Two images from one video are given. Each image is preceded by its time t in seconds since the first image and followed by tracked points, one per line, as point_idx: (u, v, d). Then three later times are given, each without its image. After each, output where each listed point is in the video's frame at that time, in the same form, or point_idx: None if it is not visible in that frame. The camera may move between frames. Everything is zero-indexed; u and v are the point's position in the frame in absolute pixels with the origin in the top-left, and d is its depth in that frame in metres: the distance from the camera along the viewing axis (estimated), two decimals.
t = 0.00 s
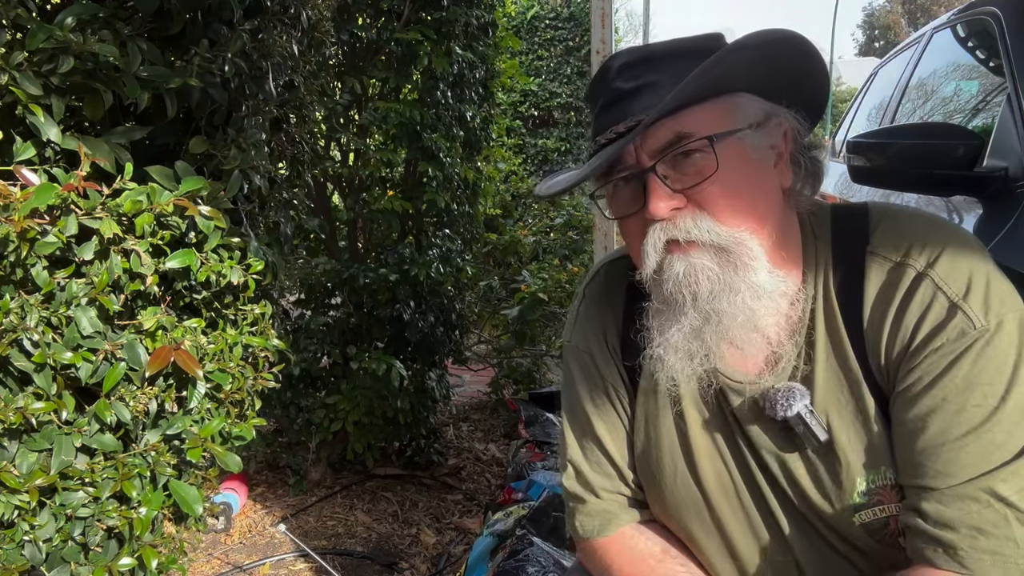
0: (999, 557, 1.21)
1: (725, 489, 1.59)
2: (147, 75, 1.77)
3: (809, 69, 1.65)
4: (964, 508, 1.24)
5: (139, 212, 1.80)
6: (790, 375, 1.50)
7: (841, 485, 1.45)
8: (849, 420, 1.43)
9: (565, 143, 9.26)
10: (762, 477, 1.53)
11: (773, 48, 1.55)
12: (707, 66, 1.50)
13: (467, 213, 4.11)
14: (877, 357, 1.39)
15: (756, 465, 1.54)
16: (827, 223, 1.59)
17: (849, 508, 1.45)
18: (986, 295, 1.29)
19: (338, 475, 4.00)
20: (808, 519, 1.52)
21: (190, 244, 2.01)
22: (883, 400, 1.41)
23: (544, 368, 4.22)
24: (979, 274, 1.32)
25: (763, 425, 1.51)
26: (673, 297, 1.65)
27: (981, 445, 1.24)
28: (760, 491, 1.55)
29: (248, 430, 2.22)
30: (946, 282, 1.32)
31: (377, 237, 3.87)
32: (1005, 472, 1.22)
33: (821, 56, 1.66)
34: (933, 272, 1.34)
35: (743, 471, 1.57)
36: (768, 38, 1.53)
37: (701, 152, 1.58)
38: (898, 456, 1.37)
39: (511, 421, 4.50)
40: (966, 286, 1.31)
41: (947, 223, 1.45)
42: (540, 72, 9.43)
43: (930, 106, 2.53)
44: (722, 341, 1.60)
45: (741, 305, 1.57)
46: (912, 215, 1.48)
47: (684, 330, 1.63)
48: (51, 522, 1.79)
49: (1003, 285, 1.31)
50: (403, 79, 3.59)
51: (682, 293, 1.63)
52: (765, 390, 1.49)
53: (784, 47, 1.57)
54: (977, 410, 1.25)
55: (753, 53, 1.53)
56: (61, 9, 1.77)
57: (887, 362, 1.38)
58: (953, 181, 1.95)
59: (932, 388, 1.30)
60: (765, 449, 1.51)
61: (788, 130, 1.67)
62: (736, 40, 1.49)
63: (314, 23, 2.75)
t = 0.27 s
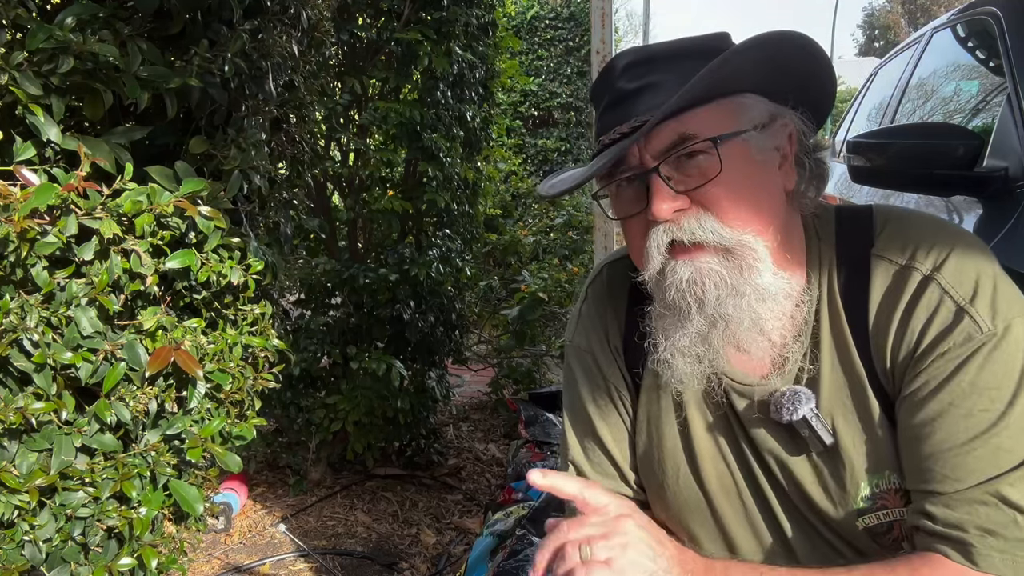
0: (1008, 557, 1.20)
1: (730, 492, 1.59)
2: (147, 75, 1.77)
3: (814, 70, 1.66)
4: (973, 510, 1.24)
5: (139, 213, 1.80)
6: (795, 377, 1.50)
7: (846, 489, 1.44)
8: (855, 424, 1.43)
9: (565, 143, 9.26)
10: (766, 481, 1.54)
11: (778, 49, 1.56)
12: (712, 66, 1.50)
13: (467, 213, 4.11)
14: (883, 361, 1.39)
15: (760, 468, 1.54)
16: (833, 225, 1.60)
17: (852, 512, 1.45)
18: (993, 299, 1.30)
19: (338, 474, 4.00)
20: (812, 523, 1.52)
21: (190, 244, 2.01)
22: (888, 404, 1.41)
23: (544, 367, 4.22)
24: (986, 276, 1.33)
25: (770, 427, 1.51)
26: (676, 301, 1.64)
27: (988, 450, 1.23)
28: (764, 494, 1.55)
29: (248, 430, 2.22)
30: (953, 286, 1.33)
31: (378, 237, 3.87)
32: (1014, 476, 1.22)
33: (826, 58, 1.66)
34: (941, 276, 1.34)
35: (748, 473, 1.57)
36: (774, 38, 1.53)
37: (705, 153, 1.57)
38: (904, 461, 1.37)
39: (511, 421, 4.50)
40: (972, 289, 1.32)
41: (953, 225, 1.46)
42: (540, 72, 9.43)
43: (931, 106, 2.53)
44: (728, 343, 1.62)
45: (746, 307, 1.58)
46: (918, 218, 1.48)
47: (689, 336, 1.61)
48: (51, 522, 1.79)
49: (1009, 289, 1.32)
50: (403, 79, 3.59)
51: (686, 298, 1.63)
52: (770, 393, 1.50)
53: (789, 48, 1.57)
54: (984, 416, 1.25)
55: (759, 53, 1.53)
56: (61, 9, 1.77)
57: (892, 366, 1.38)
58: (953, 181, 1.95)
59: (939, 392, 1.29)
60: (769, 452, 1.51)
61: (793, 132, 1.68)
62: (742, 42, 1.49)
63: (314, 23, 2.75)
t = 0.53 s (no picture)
0: (1014, 560, 1.21)
1: (732, 492, 1.59)
2: (147, 75, 1.77)
3: (816, 68, 1.65)
4: (978, 513, 1.24)
5: (139, 213, 1.80)
6: (797, 377, 1.49)
7: (850, 490, 1.44)
8: (858, 425, 1.43)
9: (565, 143, 9.26)
10: (768, 482, 1.54)
11: (780, 47, 1.55)
12: (713, 65, 1.50)
13: (467, 213, 4.11)
14: (885, 363, 1.39)
15: (763, 469, 1.54)
16: (834, 225, 1.59)
17: (856, 512, 1.44)
18: (996, 300, 1.30)
19: (338, 474, 4.00)
20: (815, 524, 1.51)
21: (190, 244, 2.01)
22: (891, 405, 1.41)
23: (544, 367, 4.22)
24: (988, 277, 1.33)
25: (774, 428, 1.51)
26: (677, 299, 1.65)
27: (993, 452, 1.24)
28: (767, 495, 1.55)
29: (248, 430, 2.22)
30: (955, 288, 1.33)
31: (378, 237, 3.87)
32: (1018, 478, 1.23)
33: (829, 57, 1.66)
34: (943, 278, 1.34)
35: (751, 474, 1.57)
36: (775, 36, 1.53)
37: (707, 150, 1.58)
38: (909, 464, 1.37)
39: (511, 421, 4.50)
40: (975, 291, 1.32)
41: (953, 225, 1.46)
42: (540, 72, 9.43)
43: (931, 107, 2.53)
44: (728, 343, 1.61)
45: (746, 306, 1.58)
46: (919, 219, 1.48)
47: (689, 333, 1.62)
48: (51, 522, 1.79)
49: (1011, 289, 1.32)
50: (403, 79, 3.58)
51: (686, 295, 1.63)
52: (773, 394, 1.50)
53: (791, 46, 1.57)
54: (989, 417, 1.26)
55: (760, 52, 1.54)
56: (61, 9, 1.77)
57: (895, 368, 1.38)
58: (953, 181, 1.95)
59: (943, 394, 1.30)
60: (772, 451, 1.51)
61: (796, 131, 1.67)
62: (743, 40, 1.49)
63: (314, 23, 2.75)
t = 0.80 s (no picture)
0: (996, 562, 1.21)
1: (732, 492, 1.59)
2: (147, 75, 1.77)
3: (819, 68, 1.65)
4: (962, 512, 1.25)
5: (139, 213, 1.80)
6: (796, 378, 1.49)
7: (847, 490, 1.44)
8: (856, 425, 1.43)
9: (565, 143, 9.27)
10: (767, 481, 1.54)
11: (782, 49, 1.55)
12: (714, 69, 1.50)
13: (467, 213, 4.10)
14: (883, 363, 1.39)
15: (762, 468, 1.54)
16: (835, 226, 1.59)
17: (853, 511, 1.45)
18: (994, 301, 1.30)
19: (338, 474, 4.00)
20: (814, 523, 1.51)
21: (190, 245, 2.01)
22: (888, 404, 1.41)
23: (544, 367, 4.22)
24: (987, 278, 1.32)
25: (771, 427, 1.51)
26: (680, 302, 1.64)
27: (984, 452, 1.24)
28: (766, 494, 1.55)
29: (248, 430, 2.22)
30: (954, 289, 1.33)
31: (378, 237, 3.87)
32: (1004, 478, 1.23)
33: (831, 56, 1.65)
34: (941, 279, 1.34)
35: (750, 474, 1.57)
36: (778, 38, 1.53)
37: (707, 154, 1.57)
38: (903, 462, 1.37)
39: (511, 421, 4.50)
40: (973, 291, 1.32)
41: (954, 226, 1.46)
42: (540, 72, 9.43)
43: (931, 107, 2.53)
44: (734, 344, 1.62)
45: (746, 310, 1.57)
46: (920, 220, 1.48)
47: (695, 335, 1.61)
48: (51, 522, 1.79)
49: (1011, 290, 1.32)
50: (403, 79, 3.58)
51: (691, 300, 1.62)
52: (772, 394, 1.50)
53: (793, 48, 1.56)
54: (982, 418, 1.26)
55: (762, 54, 1.53)
56: (61, 9, 1.77)
57: (893, 368, 1.38)
58: (953, 181, 1.95)
59: (937, 394, 1.30)
60: (770, 450, 1.51)
61: (798, 132, 1.67)
62: (747, 43, 1.49)
63: (314, 23, 2.75)
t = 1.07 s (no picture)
0: (993, 564, 1.21)
1: (732, 492, 1.59)
2: (147, 75, 1.77)
3: (807, 91, 1.55)
4: (960, 516, 1.25)
5: (139, 213, 1.79)
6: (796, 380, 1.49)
7: (847, 490, 1.44)
8: (855, 427, 1.43)
9: (565, 143, 9.28)
10: (767, 480, 1.54)
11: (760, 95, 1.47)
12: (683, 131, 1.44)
13: (467, 213, 4.10)
14: (882, 365, 1.39)
15: (762, 469, 1.54)
16: (836, 225, 1.58)
17: (853, 512, 1.45)
18: (994, 304, 1.30)
19: (338, 474, 4.00)
20: (815, 524, 1.51)
21: (190, 245, 2.01)
22: (887, 406, 1.40)
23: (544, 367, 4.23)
24: (988, 282, 1.33)
25: (772, 429, 1.51)
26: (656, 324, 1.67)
27: (982, 456, 1.24)
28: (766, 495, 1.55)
29: (249, 430, 2.22)
30: (954, 292, 1.33)
31: (378, 237, 3.87)
32: (1002, 481, 1.23)
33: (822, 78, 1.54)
34: (941, 282, 1.34)
35: (750, 474, 1.57)
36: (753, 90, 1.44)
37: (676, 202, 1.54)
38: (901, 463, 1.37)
39: (511, 421, 4.50)
40: (973, 295, 1.32)
41: (955, 228, 1.46)
42: (540, 72, 9.43)
43: (931, 107, 2.53)
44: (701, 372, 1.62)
45: (722, 339, 1.58)
46: (921, 222, 1.48)
47: (666, 359, 1.64)
48: (51, 522, 1.79)
49: (1011, 294, 1.32)
50: (403, 79, 3.58)
51: (662, 323, 1.65)
52: (771, 395, 1.51)
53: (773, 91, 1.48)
54: (980, 422, 1.26)
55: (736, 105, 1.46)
56: (61, 9, 1.77)
57: (892, 370, 1.38)
58: (953, 182, 1.95)
59: (936, 397, 1.29)
60: (771, 452, 1.51)
61: (784, 152, 1.61)
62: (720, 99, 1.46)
63: (314, 23, 2.75)
